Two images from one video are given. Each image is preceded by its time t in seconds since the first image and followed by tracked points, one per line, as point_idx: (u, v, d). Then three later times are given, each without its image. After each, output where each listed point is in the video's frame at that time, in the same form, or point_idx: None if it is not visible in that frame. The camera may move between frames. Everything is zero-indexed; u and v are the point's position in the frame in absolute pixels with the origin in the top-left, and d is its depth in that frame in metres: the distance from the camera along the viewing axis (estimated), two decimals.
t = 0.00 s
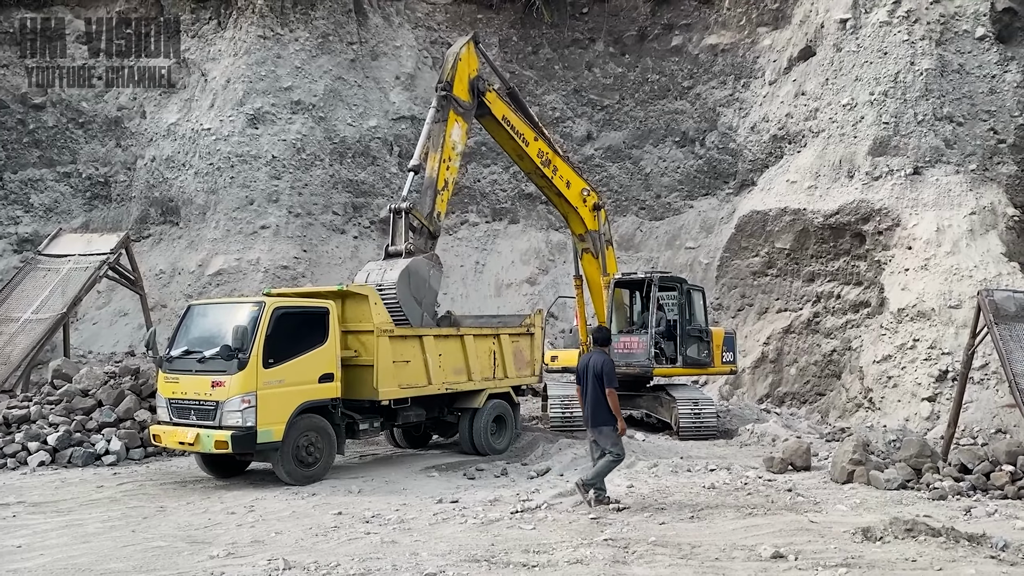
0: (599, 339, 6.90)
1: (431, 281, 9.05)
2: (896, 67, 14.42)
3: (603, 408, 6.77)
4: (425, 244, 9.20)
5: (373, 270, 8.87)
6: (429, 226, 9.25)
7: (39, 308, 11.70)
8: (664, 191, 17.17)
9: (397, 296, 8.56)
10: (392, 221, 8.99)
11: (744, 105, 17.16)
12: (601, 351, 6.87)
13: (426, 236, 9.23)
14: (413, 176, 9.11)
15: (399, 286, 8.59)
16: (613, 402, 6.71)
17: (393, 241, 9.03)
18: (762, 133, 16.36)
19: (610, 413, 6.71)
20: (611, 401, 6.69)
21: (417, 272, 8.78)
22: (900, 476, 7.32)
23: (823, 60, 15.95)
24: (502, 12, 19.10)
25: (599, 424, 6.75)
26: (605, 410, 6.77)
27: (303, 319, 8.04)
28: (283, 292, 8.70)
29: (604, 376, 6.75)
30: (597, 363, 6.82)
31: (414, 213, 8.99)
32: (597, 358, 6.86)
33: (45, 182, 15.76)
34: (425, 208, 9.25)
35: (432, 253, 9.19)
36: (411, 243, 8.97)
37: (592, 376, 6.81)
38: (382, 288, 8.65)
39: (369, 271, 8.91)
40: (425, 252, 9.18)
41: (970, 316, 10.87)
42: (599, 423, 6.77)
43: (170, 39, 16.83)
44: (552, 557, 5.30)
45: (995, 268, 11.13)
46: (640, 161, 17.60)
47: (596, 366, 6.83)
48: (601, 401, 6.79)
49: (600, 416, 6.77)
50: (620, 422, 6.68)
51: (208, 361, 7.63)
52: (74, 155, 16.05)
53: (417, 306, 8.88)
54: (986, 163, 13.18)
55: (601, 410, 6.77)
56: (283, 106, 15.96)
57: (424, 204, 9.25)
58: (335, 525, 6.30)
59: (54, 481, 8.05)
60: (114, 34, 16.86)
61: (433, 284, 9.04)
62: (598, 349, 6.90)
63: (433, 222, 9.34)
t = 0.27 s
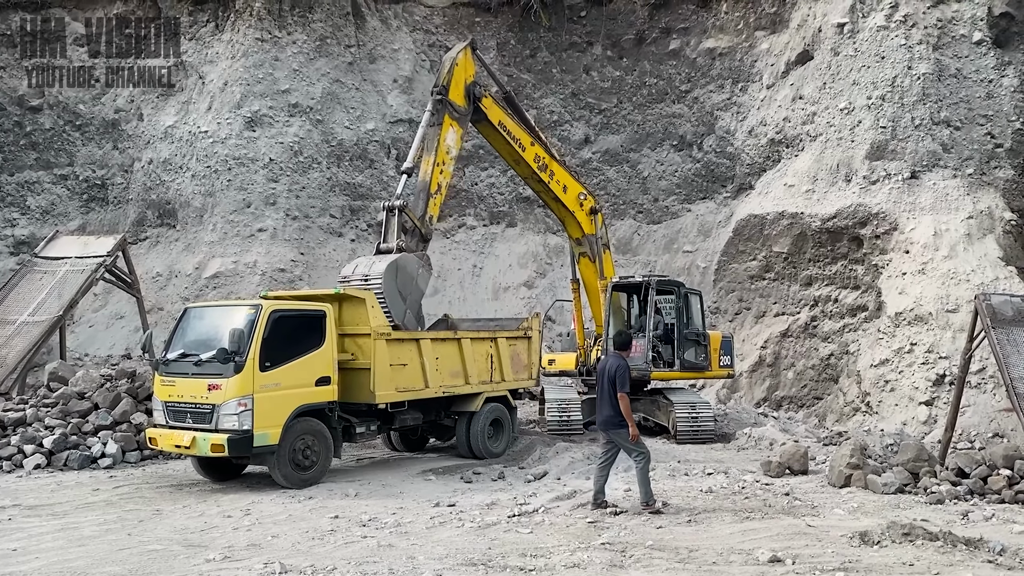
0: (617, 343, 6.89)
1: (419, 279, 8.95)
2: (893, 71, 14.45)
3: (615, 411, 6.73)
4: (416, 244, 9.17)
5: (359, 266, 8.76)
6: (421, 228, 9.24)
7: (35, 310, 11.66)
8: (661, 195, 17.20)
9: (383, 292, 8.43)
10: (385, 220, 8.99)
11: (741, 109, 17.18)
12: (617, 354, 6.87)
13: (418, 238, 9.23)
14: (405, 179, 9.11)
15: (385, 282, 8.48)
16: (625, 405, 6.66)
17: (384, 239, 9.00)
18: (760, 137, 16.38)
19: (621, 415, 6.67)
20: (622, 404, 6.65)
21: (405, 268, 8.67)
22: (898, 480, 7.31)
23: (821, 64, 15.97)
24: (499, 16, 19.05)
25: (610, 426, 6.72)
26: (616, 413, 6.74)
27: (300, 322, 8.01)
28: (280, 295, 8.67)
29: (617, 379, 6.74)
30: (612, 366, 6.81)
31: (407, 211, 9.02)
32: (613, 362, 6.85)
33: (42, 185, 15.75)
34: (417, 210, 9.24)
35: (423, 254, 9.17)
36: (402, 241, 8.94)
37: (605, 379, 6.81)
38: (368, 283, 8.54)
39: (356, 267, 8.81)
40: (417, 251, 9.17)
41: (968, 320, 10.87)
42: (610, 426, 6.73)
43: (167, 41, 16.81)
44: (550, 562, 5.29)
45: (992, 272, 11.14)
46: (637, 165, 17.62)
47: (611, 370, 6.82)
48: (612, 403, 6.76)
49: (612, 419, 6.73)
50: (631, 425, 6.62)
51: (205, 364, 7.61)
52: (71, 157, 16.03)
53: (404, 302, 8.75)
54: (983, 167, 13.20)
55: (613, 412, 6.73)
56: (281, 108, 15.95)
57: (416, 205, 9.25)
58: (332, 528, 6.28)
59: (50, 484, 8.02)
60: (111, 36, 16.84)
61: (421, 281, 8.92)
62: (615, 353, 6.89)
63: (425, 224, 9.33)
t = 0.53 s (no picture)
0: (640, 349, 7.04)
1: (412, 277, 8.95)
2: (892, 74, 14.47)
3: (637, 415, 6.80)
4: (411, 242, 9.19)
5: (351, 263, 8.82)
6: (416, 229, 9.26)
7: (34, 311, 11.65)
8: (660, 197, 17.22)
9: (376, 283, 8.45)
10: (382, 217, 9.08)
11: (740, 112, 17.21)
12: (639, 359, 6.98)
13: (413, 239, 9.26)
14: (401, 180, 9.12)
15: (378, 274, 8.51)
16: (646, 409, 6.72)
17: (380, 236, 9.04)
18: (758, 139, 16.40)
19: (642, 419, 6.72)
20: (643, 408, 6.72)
21: (398, 262, 8.72)
22: (896, 483, 7.32)
23: (819, 67, 16.00)
24: (498, 18, 19.03)
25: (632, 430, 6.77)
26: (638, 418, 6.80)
27: (298, 324, 8.01)
28: (278, 297, 8.66)
29: (638, 383, 6.84)
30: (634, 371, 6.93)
31: (404, 209, 9.07)
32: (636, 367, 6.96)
33: (41, 186, 15.75)
34: (413, 210, 9.24)
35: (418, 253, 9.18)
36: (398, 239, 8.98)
37: (627, 383, 6.92)
38: (361, 277, 8.57)
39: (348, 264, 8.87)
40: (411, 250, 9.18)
41: (966, 323, 10.89)
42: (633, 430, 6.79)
43: (166, 43, 16.80)
44: (548, 564, 5.28)
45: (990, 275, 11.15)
46: (636, 167, 17.64)
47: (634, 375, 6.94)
48: (635, 408, 6.83)
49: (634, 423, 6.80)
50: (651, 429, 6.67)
51: (203, 365, 7.60)
52: (70, 159, 16.03)
53: (397, 297, 8.76)
54: (981, 170, 13.22)
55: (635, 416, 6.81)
56: (279, 110, 15.95)
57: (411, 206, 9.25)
58: (330, 530, 6.27)
59: (47, 486, 8.00)
60: (110, 38, 16.84)
61: (414, 278, 8.95)
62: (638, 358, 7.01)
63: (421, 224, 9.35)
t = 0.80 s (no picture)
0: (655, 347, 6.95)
1: (410, 276, 8.93)
2: (891, 76, 14.49)
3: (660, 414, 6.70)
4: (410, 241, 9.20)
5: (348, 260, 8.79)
6: (416, 229, 9.25)
7: (33, 312, 11.64)
8: (659, 199, 17.24)
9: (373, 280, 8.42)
10: (383, 216, 9.10)
11: (739, 113, 17.22)
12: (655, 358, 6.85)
13: (413, 239, 9.27)
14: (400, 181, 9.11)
15: (376, 271, 8.48)
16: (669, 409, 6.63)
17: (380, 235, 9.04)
18: (758, 141, 16.42)
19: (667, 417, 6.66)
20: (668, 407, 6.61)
21: (397, 260, 8.69)
22: (895, 485, 7.32)
23: (819, 69, 16.01)
24: (498, 20, 19.01)
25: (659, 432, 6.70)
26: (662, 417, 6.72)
27: (298, 324, 8.01)
28: (277, 298, 8.66)
29: (657, 384, 6.68)
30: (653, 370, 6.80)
31: (405, 208, 9.08)
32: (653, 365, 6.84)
33: (40, 186, 15.75)
34: (414, 210, 9.22)
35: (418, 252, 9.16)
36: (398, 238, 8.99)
37: (645, 384, 6.77)
38: (359, 274, 8.55)
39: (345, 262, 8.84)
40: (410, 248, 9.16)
41: (965, 325, 10.89)
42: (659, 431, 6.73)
43: (166, 43, 16.80)
44: (547, 565, 5.28)
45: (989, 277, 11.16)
46: (636, 168, 17.65)
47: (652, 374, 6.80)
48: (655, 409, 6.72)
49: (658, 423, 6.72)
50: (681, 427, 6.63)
51: (203, 366, 7.59)
52: (69, 159, 16.03)
53: (395, 295, 8.73)
54: (981, 172, 13.23)
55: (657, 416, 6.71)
56: (279, 111, 15.95)
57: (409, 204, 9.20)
58: (329, 531, 6.26)
59: (46, 486, 8.00)
60: (109, 38, 16.84)
61: (413, 276, 8.92)
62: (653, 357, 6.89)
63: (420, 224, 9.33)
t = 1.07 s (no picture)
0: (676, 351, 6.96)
1: (411, 268, 8.86)
2: (891, 77, 14.49)
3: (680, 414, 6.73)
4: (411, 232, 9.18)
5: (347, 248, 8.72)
6: (418, 223, 9.23)
7: (33, 311, 11.65)
8: (659, 199, 17.25)
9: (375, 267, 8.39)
10: (386, 208, 9.10)
11: (740, 114, 17.22)
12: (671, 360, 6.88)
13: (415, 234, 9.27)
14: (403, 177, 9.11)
15: (377, 258, 8.44)
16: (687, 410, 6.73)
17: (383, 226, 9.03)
18: (758, 142, 16.43)
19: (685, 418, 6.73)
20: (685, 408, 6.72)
21: (399, 248, 8.66)
22: (895, 486, 7.32)
23: (819, 70, 16.01)
24: (498, 20, 19.00)
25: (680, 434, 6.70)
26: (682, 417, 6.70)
27: (298, 324, 8.01)
28: (277, 298, 8.66)
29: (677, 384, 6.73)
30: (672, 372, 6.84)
31: (408, 201, 9.08)
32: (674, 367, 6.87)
33: (40, 186, 15.75)
34: (415, 204, 9.22)
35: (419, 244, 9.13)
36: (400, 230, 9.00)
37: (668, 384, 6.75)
38: (360, 261, 8.51)
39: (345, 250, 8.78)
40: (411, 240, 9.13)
41: (965, 326, 10.89)
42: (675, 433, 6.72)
43: (166, 43, 16.80)
44: (547, 566, 5.28)
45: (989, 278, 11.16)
46: (636, 169, 17.66)
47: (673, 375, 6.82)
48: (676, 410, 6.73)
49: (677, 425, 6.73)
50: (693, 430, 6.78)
51: (202, 366, 7.59)
52: (69, 159, 16.03)
53: (395, 284, 8.69)
54: (981, 173, 13.22)
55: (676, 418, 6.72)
56: (279, 111, 15.95)
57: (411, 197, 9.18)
58: (329, 531, 6.26)
59: (46, 486, 8.00)
60: (109, 38, 16.84)
61: (414, 266, 8.90)
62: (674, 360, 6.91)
63: (421, 218, 9.32)
